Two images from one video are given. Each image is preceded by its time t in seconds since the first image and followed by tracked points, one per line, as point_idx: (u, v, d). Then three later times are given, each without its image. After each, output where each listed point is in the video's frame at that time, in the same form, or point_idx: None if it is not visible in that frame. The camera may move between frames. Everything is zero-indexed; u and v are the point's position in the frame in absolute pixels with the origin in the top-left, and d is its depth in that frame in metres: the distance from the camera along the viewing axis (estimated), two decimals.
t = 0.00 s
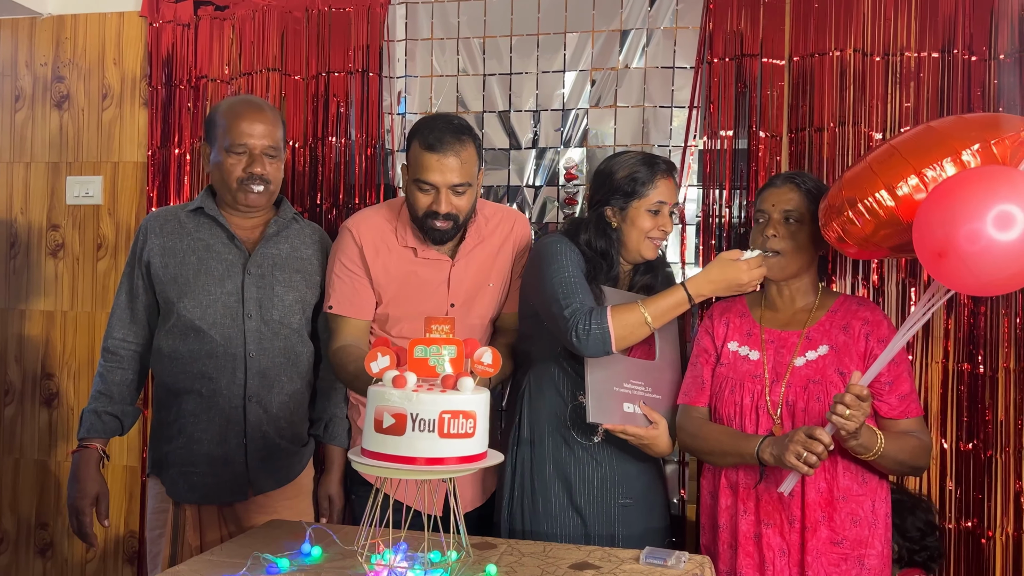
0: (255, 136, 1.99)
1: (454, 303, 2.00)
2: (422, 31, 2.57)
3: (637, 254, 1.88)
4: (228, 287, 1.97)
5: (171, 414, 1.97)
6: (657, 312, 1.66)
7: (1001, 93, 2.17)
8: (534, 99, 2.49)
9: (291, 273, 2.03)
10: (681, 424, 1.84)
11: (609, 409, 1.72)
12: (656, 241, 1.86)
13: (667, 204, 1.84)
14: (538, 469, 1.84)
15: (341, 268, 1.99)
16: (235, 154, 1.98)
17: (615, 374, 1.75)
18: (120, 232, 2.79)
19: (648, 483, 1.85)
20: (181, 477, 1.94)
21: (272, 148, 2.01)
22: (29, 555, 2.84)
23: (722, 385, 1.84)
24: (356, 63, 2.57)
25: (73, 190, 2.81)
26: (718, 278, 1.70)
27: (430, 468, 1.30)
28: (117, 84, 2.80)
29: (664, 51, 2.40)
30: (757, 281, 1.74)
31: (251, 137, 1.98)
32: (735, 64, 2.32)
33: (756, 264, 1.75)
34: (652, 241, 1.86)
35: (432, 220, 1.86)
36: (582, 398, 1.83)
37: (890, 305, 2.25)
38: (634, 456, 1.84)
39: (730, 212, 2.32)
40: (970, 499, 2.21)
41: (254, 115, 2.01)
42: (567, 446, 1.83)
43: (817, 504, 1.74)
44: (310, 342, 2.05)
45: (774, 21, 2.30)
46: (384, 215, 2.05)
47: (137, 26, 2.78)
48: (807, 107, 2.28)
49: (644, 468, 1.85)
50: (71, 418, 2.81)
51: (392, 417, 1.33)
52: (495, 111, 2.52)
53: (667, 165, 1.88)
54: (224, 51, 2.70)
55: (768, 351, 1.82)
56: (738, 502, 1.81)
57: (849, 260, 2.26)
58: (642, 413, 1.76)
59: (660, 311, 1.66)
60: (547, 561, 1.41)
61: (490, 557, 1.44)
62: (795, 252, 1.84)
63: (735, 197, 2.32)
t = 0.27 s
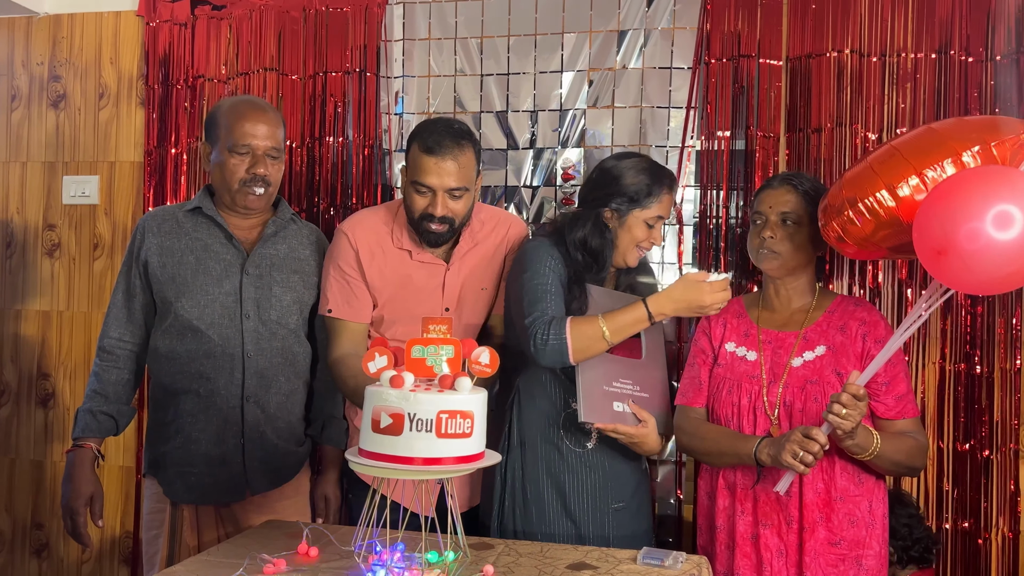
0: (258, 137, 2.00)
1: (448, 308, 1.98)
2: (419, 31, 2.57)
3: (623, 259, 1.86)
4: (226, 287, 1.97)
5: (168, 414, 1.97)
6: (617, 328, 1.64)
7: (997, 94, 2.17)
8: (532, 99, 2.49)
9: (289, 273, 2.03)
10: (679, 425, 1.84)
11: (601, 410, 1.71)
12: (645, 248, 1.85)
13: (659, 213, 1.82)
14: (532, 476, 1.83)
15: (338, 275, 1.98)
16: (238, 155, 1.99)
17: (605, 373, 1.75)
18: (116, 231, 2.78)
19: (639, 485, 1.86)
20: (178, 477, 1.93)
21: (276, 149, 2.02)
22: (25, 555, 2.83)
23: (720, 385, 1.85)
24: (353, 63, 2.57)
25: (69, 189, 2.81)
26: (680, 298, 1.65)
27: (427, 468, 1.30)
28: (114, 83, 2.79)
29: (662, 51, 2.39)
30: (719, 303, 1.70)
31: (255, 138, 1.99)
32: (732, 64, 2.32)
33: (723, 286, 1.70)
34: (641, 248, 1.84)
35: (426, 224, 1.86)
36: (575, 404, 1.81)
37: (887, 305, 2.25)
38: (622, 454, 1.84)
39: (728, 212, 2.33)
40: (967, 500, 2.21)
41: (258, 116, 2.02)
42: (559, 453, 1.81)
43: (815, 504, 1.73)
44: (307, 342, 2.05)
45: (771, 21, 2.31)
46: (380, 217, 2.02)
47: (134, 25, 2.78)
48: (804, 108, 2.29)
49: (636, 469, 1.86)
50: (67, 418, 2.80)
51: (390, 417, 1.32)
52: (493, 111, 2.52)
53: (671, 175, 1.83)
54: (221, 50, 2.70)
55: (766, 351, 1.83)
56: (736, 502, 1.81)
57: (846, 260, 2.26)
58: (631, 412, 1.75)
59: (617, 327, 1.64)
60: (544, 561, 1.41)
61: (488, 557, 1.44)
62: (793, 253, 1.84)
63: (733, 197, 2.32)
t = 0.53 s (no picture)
0: (259, 137, 1.99)
1: (439, 308, 1.97)
2: (416, 31, 2.56)
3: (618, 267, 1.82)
4: (223, 286, 1.96)
5: (164, 413, 1.96)
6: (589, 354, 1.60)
7: (994, 95, 2.18)
8: (529, 99, 2.49)
9: (287, 273, 2.03)
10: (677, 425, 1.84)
11: (597, 415, 1.71)
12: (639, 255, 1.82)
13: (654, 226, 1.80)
14: (528, 483, 1.80)
15: (334, 279, 1.97)
16: (238, 154, 1.99)
17: (600, 377, 1.76)
18: (113, 230, 2.78)
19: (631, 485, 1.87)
20: (175, 476, 1.93)
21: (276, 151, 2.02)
22: (21, 555, 2.82)
23: (719, 386, 1.85)
24: (351, 63, 2.57)
25: (65, 189, 2.80)
26: (655, 331, 1.61)
27: (424, 468, 1.30)
28: (111, 82, 2.79)
29: (659, 51, 2.39)
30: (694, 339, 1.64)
31: (257, 139, 1.99)
32: (729, 65, 2.33)
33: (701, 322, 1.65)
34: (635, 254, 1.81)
35: (411, 224, 1.85)
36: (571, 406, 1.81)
37: (884, 305, 2.25)
38: (615, 455, 1.85)
39: (725, 213, 2.33)
40: (964, 500, 2.21)
41: (260, 117, 2.02)
42: (555, 459, 1.79)
43: (814, 505, 1.74)
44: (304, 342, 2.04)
45: (769, 22, 2.31)
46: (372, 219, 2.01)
47: (131, 24, 2.77)
48: (802, 108, 2.29)
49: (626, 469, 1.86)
50: (64, 418, 2.79)
51: (387, 418, 1.32)
52: (490, 111, 2.52)
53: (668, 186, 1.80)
54: (218, 50, 2.69)
55: (765, 352, 1.83)
56: (736, 503, 1.81)
57: (844, 260, 2.26)
58: (623, 415, 1.75)
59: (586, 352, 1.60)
60: (541, 561, 1.41)
61: (485, 557, 1.43)
62: (792, 254, 1.84)
63: (730, 198, 2.33)
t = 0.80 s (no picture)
0: (257, 137, 1.99)
1: (434, 306, 1.98)
2: (415, 30, 2.56)
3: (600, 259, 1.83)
4: (221, 286, 1.96)
5: (162, 412, 1.96)
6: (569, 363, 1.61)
7: (992, 95, 2.18)
8: (528, 99, 2.49)
9: (284, 272, 2.03)
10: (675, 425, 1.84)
11: (594, 412, 1.72)
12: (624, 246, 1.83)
13: (637, 207, 1.81)
14: (524, 484, 1.80)
15: (330, 277, 1.97)
16: (235, 154, 1.99)
17: (596, 373, 1.76)
18: (111, 230, 2.77)
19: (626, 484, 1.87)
20: (172, 475, 1.93)
21: (273, 150, 2.02)
22: (18, 555, 2.82)
23: (720, 386, 1.84)
24: (349, 62, 2.57)
25: (63, 188, 2.79)
26: (630, 333, 1.60)
27: (422, 468, 1.29)
28: (108, 81, 2.78)
29: (658, 51, 2.39)
30: (674, 338, 1.62)
31: (254, 138, 1.99)
32: (727, 65, 2.33)
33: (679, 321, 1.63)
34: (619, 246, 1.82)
35: (405, 223, 1.86)
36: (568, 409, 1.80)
37: (882, 305, 2.25)
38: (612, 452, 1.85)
39: (723, 212, 2.33)
40: (962, 499, 2.22)
41: (258, 116, 2.02)
42: (552, 460, 1.79)
43: (822, 504, 1.74)
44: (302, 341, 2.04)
45: (767, 22, 2.31)
46: (366, 219, 2.00)
47: (129, 23, 2.77)
48: (800, 108, 2.29)
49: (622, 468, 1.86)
50: (61, 417, 2.79)
51: (385, 417, 1.32)
52: (488, 111, 2.52)
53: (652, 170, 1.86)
54: (216, 49, 2.69)
55: (766, 351, 1.82)
56: (742, 503, 1.81)
57: (841, 260, 2.27)
58: (620, 411, 1.75)
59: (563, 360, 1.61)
60: (539, 561, 1.41)
61: (483, 556, 1.43)
62: (793, 253, 1.84)
63: (728, 198, 2.33)
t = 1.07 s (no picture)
0: (255, 136, 1.99)
1: (432, 307, 1.98)
2: (414, 29, 2.56)
3: (585, 256, 1.86)
4: (219, 285, 1.96)
5: (160, 411, 1.96)
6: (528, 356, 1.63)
7: (991, 94, 2.18)
8: (527, 98, 2.49)
9: (282, 271, 2.03)
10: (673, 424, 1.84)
11: (573, 409, 1.66)
12: (576, 228, 1.81)
13: (576, 185, 1.82)
14: (519, 479, 1.82)
15: (327, 278, 1.96)
16: (233, 154, 1.98)
17: (580, 374, 1.68)
18: (110, 229, 2.77)
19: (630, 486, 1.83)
20: (170, 474, 1.93)
21: (271, 150, 2.02)
22: (17, 554, 2.82)
23: (741, 388, 1.85)
24: (348, 61, 2.57)
25: (62, 187, 2.79)
26: (571, 319, 1.55)
27: (421, 467, 1.30)
28: (108, 81, 2.78)
29: (657, 51, 2.39)
30: (614, 321, 1.53)
31: (251, 138, 1.99)
32: (726, 64, 2.33)
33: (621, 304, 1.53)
34: (569, 228, 1.81)
35: (403, 224, 1.86)
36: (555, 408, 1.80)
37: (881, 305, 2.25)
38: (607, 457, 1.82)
39: (721, 211, 2.33)
40: (960, 499, 2.22)
41: (255, 116, 2.02)
42: (544, 455, 1.81)
43: (838, 513, 1.74)
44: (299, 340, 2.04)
45: (766, 22, 2.31)
46: (361, 217, 2.02)
47: (128, 22, 2.77)
48: (799, 108, 2.29)
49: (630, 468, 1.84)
50: (60, 416, 2.79)
51: (383, 416, 1.32)
52: (487, 110, 2.52)
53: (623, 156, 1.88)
54: (215, 48, 2.69)
55: (789, 354, 1.83)
56: (759, 506, 1.82)
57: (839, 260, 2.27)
58: (606, 413, 1.69)
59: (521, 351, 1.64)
60: (538, 561, 1.41)
61: (482, 556, 1.44)
62: (810, 257, 1.85)
63: (727, 197, 2.33)
